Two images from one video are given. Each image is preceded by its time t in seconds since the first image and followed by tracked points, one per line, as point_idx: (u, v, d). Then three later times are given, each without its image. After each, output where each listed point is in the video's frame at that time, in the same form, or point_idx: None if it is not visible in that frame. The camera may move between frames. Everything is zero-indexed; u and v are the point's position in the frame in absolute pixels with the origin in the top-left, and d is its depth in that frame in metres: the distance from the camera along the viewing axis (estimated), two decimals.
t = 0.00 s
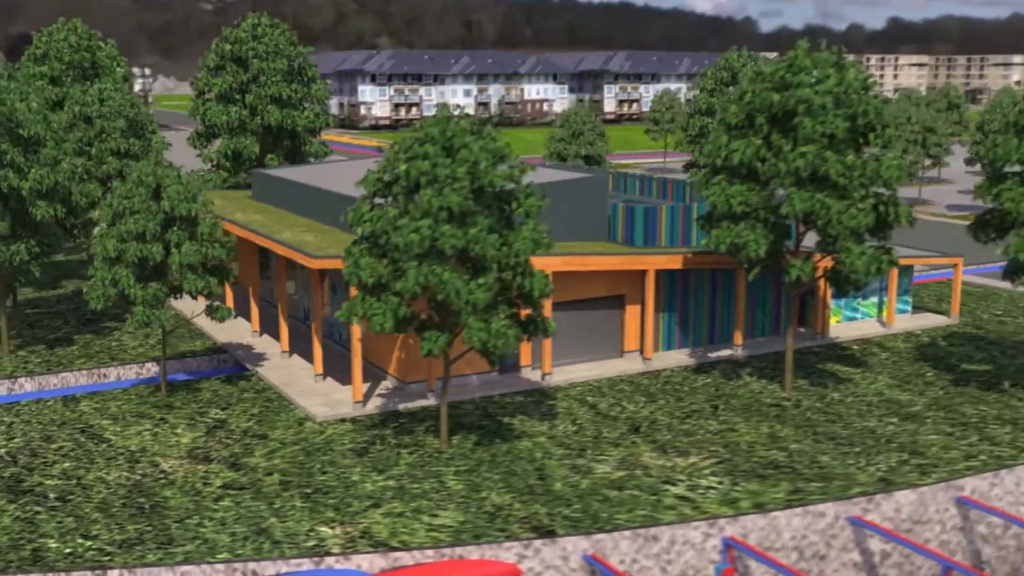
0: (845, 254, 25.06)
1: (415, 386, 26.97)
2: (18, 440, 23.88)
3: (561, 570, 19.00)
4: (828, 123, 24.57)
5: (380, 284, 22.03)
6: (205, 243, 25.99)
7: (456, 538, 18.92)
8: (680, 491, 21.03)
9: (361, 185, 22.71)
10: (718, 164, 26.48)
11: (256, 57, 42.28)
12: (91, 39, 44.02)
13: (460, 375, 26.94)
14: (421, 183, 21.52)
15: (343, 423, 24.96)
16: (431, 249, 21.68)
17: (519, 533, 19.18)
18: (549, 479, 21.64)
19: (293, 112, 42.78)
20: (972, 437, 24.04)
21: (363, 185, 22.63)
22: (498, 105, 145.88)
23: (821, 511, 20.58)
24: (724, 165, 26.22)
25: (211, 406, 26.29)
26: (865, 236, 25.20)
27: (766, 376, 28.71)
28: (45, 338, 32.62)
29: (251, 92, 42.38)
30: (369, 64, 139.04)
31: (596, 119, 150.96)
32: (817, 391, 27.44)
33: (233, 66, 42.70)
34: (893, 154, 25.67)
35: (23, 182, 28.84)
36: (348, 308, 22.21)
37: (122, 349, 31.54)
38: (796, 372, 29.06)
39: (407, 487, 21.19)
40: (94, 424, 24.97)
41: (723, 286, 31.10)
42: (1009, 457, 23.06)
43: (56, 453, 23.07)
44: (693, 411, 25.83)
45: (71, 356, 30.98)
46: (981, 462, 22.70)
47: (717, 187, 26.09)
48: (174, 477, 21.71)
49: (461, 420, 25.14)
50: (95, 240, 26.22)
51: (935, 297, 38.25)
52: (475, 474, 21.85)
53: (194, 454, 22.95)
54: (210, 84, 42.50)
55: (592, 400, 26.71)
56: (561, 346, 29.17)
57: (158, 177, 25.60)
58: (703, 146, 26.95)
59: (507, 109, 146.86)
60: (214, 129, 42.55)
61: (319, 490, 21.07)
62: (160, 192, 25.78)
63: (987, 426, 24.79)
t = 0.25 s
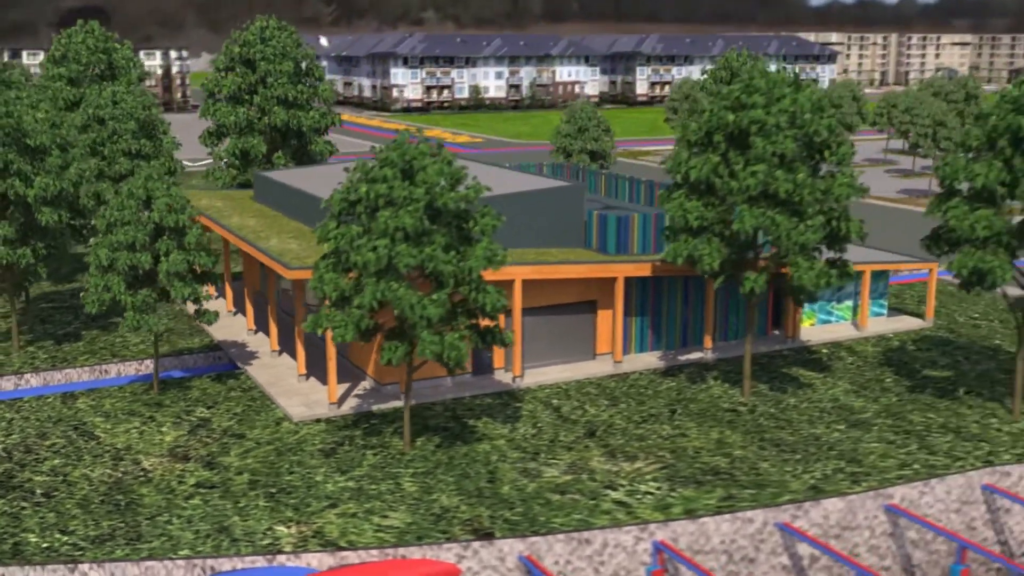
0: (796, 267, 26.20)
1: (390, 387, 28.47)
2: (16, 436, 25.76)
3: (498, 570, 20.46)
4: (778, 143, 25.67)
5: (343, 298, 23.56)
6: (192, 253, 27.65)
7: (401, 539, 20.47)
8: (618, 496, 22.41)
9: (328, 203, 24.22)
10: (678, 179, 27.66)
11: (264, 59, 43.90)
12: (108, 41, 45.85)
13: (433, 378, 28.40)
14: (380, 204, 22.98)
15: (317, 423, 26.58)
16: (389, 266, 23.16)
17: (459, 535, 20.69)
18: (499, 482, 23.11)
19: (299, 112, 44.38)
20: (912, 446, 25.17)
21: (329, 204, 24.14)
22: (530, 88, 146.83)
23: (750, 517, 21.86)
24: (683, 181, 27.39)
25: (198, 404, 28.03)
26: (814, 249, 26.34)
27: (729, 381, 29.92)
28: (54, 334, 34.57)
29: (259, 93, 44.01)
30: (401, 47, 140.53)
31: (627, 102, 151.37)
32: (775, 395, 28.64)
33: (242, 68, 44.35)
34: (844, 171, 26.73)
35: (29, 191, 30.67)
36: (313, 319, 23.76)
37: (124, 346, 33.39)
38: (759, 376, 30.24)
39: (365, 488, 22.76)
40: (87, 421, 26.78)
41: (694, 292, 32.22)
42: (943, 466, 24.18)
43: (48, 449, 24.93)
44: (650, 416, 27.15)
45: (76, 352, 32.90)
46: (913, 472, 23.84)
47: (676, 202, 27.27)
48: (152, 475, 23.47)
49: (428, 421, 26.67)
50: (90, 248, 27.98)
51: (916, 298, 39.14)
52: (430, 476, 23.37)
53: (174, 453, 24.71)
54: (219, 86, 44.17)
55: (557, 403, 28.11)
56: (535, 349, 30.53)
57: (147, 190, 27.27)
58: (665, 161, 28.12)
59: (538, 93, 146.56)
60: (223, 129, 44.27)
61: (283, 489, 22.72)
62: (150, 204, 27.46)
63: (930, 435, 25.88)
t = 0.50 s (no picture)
0: (750, 280, 27.38)
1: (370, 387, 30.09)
2: (17, 430, 27.74)
3: (443, 567, 22.05)
4: (733, 161, 26.83)
5: (312, 308, 25.17)
6: (183, 259, 29.41)
7: (354, 537, 22.12)
8: (564, 498, 23.88)
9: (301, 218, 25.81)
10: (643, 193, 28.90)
11: (272, 61, 45.54)
12: (126, 43, 47.75)
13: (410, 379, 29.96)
14: (346, 222, 24.53)
15: (295, 422, 28.28)
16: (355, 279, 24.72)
17: (409, 534, 22.29)
18: (455, 483, 24.67)
19: (307, 113, 45.99)
20: (855, 453, 26.35)
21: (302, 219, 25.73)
22: (563, 70, 147.53)
23: (686, 521, 23.25)
24: (647, 194, 28.63)
25: (189, 401, 29.86)
26: (768, 263, 27.51)
27: (695, 384, 31.19)
28: (65, 328, 36.60)
29: (267, 94, 45.69)
30: (435, 30, 141.79)
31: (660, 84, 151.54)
32: (736, 399, 29.89)
33: (252, 69, 46.02)
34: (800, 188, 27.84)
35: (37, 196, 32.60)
36: (285, 327, 25.42)
37: (129, 341, 35.35)
38: (725, 380, 31.48)
39: (329, 487, 24.41)
40: (84, 417, 28.71)
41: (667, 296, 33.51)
42: (881, 474, 25.37)
43: (45, 444, 26.87)
44: (611, 418, 28.53)
45: (83, 347, 34.87)
46: (850, 479, 25.05)
47: (639, 215, 28.54)
48: (136, 471, 25.31)
49: (400, 421, 28.26)
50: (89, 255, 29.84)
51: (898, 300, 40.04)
52: (392, 476, 24.98)
53: (159, 449, 26.53)
54: (230, 86, 45.88)
55: (525, 404, 29.58)
56: (512, 351, 31.98)
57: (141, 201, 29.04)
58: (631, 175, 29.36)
59: (571, 75, 148.46)
60: (233, 128, 46.02)
61: (254, 486, 24.44)
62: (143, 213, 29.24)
63: (876, 442, 27.03)
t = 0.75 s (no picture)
0: (708, 291, 28.68)
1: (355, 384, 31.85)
2: (22, 423, 29.86)
3: (398, 561, 23.75)
4: (690, 178, 28.14)
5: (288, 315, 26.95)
6: (177, 264, 31.33)
7: (316, 532, 23.90)
8: (518, 498, 25.47)
9: (280, 231, 27.57)
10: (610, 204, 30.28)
11: (283, 63, 47.33)
12: (145, 44, 49.72)
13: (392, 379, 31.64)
14: (318, 235, 26.26)
15: (279, 418, 30.11)
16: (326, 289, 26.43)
17: (367, 531, 24.02)
18: (418, 481, 26.34)
19: (315, 113, 47.71)
20: (803, 458, 27.63)
21: (280, 231, 27.48)
22: (597, 54, 147.92)
23: (629, 522, 24.75)
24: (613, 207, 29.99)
25: (183, 396, 31.81)
26: (726, 275, 28.78)
27: (664, 386, 32.57)
28: (77, 321, 38.72)
29: (278, 95, 47.47)
30: (470, 14, 142.80)
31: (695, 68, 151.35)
32: (700, 402, 31.24)
33: (264, 71, 47.84)
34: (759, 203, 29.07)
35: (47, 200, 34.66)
36: (264, 333, 27.23)
37: (135, 336, 37.38)
38: (694, 382, 32.81)
39: (300, 483, 26.19)
40: (85, 410, 30.74)
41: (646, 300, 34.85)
42: (824, 479, 26.66)
43: (45, 436, 28.94)
44: (577, 419, 30.01)
45: (92, 340, 36.96)
46: (792, 484, 26.36)
47: (605, 226, 29.91)
48: (125, 464, 27.28)
49: (376, 419, 29.96)
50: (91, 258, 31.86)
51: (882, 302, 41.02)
52: (360, 474, 26.71)
53: (149, 443, 28.48)
54: (243, 87, 47.74)
55: (498, 404, 31.17)
56: (491, 351, 33.54)
57: (138, 209, 30.97)
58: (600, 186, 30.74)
59: (605, 59, 149.03)
60: (245, 127, 47.87)
61: (231, 481, 26.28)
62: (141, 220, 31.13)
63: (826, 447, 28.28)
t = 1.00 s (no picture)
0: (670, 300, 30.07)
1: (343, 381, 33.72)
2: (30, 414, 32.09)
3: (361, 553, 25.57)
4: (653, 192, 29.50)
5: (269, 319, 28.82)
6: (175, 266, 33.31)
7: (286, 525, 25.80)
8: (478, 495, 27.18)
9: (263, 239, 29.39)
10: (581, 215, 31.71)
11: (295, 64, 49.14)
12: (166, 44, 51.71)
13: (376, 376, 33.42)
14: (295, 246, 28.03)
15: (267, 413, 32.03)
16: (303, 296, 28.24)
17: (333, 525, 25.87)
18: (387, 478, 28.12)
19: (326, 112, 49.47)
20: (756, 461, 29.00)
21: (264, 240, 29.30)
22: (633, 39, 147.78)
23: (579, 521, 26.35)
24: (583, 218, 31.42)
25: (181, 390, 33.87)
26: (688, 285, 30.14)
27: (637, 387, 34.02)
28: (93, 314, 40.97)
29: (290, 95, 49.29)
30: None
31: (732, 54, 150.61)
32: (668, 404, 32.66)
33: (277, 71, 49.68)
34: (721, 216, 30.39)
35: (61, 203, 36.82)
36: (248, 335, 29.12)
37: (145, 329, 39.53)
38: (666, 383, 34.23)
39: (278, 477, 28.09)
40: (89, 402, 32.91)
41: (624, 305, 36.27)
42: (772, 483, 28.03)
43: (50, 427, 31.15)
44: (547, 419, 31.60)
45: (105, 333, 39.18)
46: (740, 486, 27.77)
47: (576, 236, 31.38)
48: (120, 455, 29.38)
49: (357, 416, 31.77)
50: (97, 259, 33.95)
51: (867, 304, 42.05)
52: (335, 470, 28.56)
53: (143, 436, 30.54)
54: (257, 87, 49.60)
55: (475, 403, 32.87)
56: (474, 351, 35.20)
57: (140, 214, 32.97)
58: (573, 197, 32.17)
59: (642, 43, 148.85)
60: (259, 125, 49.77)
61: (214, 474, 28.26)
62: (142, 224, 33.13)
63: (780, 451, 29.61)
